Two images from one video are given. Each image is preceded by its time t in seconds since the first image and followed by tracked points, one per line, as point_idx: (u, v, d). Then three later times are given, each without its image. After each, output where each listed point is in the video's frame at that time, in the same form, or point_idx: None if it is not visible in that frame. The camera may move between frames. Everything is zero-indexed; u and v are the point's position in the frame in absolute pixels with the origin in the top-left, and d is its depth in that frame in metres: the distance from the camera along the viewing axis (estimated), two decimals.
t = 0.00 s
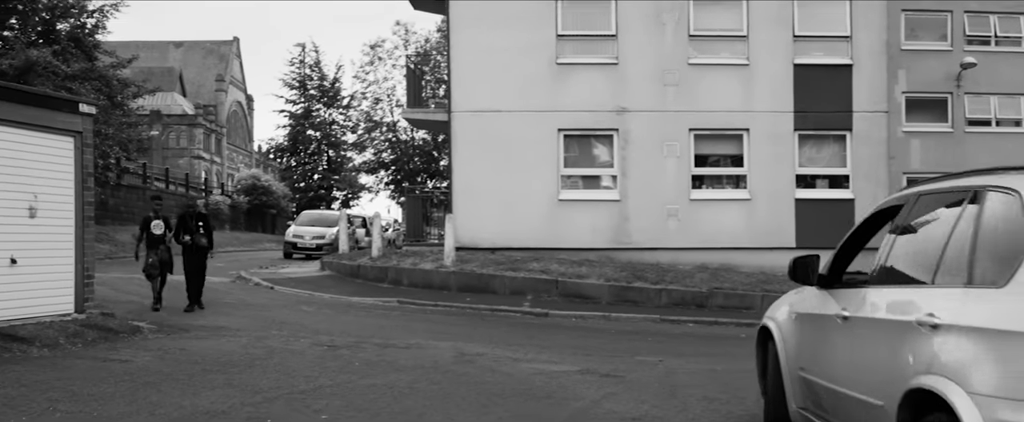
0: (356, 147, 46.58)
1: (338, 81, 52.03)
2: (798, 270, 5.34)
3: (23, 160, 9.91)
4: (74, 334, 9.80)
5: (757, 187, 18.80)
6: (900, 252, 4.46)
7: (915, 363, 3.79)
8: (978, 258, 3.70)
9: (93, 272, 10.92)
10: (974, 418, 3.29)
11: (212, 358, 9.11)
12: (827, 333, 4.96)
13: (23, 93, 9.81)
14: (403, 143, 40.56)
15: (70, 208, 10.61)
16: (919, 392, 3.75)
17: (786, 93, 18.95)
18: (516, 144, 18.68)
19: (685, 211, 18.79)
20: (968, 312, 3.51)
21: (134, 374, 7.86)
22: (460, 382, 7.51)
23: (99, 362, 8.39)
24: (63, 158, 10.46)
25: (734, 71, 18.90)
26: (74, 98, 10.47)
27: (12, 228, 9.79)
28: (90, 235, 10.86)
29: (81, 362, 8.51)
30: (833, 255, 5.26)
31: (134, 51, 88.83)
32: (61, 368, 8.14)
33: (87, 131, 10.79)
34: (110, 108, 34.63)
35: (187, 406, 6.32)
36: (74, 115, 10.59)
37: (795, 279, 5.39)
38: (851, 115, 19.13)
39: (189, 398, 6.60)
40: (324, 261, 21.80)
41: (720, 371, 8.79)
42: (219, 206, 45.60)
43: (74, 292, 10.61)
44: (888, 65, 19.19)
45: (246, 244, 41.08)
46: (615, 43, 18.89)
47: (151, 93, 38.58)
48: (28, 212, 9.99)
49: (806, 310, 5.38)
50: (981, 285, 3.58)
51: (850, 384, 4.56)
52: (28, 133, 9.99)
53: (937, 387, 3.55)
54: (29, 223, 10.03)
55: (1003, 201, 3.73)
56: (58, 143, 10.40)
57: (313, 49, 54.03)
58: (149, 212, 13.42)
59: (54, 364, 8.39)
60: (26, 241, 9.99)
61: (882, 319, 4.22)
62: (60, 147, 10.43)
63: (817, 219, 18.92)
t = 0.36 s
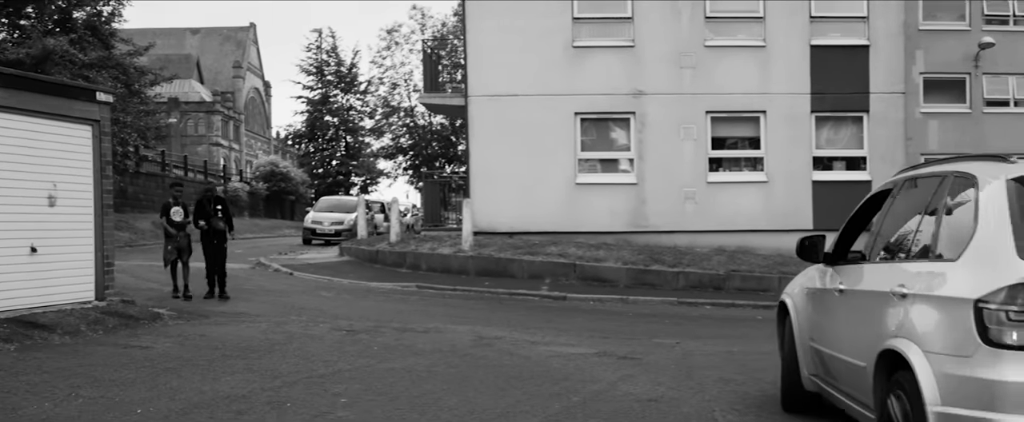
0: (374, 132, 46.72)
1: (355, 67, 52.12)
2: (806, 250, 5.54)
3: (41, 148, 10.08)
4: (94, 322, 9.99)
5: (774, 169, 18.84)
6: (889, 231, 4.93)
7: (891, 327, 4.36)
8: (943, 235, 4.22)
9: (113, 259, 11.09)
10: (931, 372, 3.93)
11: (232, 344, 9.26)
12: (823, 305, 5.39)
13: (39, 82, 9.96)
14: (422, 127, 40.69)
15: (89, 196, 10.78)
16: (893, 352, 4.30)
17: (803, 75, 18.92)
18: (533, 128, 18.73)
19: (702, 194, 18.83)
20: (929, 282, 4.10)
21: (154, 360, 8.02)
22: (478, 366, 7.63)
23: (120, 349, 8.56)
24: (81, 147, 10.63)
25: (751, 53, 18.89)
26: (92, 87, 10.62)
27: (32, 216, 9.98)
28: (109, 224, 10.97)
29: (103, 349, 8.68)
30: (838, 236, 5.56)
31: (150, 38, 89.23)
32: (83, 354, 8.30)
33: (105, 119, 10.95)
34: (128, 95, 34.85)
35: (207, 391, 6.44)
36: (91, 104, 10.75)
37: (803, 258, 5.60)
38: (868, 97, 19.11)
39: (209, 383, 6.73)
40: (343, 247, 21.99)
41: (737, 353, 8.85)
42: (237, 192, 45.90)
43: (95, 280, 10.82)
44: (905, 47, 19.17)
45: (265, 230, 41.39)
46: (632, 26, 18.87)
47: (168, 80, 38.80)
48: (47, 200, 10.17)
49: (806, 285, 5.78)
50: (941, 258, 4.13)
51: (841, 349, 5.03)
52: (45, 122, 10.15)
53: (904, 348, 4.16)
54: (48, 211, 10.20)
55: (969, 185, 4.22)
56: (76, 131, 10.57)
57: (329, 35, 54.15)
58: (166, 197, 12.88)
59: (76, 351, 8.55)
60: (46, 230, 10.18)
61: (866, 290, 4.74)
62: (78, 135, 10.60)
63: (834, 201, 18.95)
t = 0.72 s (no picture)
0: (389, 125, 46.86)
1: (370, 59, 52.19)
2: (813, 240, 5.68)
3: (57, 142, 10.23)
4: (111, 314, 10.14)
5: (788, 160, 18.84)
6: (886, 220, 5.06)
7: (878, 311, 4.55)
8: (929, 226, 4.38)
9: (129, 252, 11.27)
10: (912, 352, 4.10)
11: (248, 336, 9.41)
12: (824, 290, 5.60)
13: (55, 76, 10.11)
14: (437, 120, 40.82)
15: (105, 189, 10.93)
16: (880, 335, 4.49)
17: (817, 66, 18.92)
18: (547, 120, 18.78)
19: (716, 186, 18.86)
20: (913, 269, 4.27)
21: (170, 351, 8.16)
22: (492, 357, 7.73)
23: (137, 340, 8.70)
24: (97, 140, 10.78)
25: (765, 44, 18.87)
26: (107, 81, 10.75)
27: (49, 209, 10.13)
28: (125, 216, 11.17)
29: (120, 341, 8.83)
30: (844, 226, 5.65)
31: (166, 31, 89.71)
32: (101, 346, 8.45)
33: (120, 113, 11.10)
34: (144, 89, 35.11)
35: (223, 382, 6.56)
36: (106, 98, 10.89)
37: (813, 249, 5.73)
38: (883, 88, 19.04)
39: (225, 374, 6.85)
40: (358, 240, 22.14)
41: (750, 344, 8.91)
42: (253, 185, 46.17)
43: (111, 272, 10.98)
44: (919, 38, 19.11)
45: (281, 223, 41.66)
46: (646, 18, 18.88)
47: (183, 74, 39.06)
48: (63, 193, 10.32)
49: (813, 272, 5.97)
50: (925, 248, 4.30)
51: (837, 330, 5.25)
52: (61, 116, 10.30)
53: (889, 330, 4.33)
54: (65, 205, 10.36)
55: (954, 179, 4.36)
56: (92, 125, 10.73)
57: (344, 27, 54.34)
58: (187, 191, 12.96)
59: (94, 343, 8.71)
60: (64, 223, 10.33)
61: (859, 276, 4.95)
62: (93, 129, 10.74)
63: (849, 192, 18.95)
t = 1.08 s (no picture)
0: (397, 118, 46.90)
1: (378, 52, 52.27)
2: (817, 233, 5.74)
3: (66, 135, 10.30)
4: (120, 306, 10.21)
5: (796, 154, 18.81)
6: (886, 214, 5.11)
7: (874, 302, 4.62)
8: (925, 218, 4.40)
9: (138, 245, 11.34)
10: (907, 340, 4.11)
11: (256, 328, 9.47)
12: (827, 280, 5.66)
13: (65, 70, 10.18)
14: (445, 113, 40.81)
15: (114, 182, 11.00)
16: (876, 325, 4.55)
17: (825, 59, 18.89)
18: (555, 113, 18.79)
19: (724, 179, 18.85)
20: (909, 260, 4.30)
21: (179, 343, 8.23)
22: (499, 349, 7.76)
23: (146, 333, 8.77)
24: (106, 134, 10.85)
25: (773, 37, 18.84)
26: (116, 75, 10.82)
27: (59, 202, 10.21)
28: (134, 209, 11.24)
29: (129, 333, 8.90)
30: (848, 219, 5.67)
31: (174, 25, 89.87)
32: (111, 338, 8.52)
33: (129, 107, 11.17)
34: (152, 83, 35.21)
35: (232, 373, 6.61)
36: (115, 91, 10.96)
37: (817, 241, 5.80)
38: (890, 81, 19.03)
39: (233, 366, 6.90)
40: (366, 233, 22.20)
41: (756, 337, 8.93)
42: (261, 179, 46.29)
43: (120, 265, 11.06)
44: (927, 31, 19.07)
45: (289, 216, 41.79)
46: (653, 11, 18.88)
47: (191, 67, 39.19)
48: (73, 187, 10.39)
49: (819, 264, 5.99)
50: (920, 241, 4.33)
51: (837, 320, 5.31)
52: (70, 109, 10.37)
53: (885, 319, 4.37)
54: (74, 198, 10.43)
55: (949, 174, 4.39)
56: (101, 119, 10.80)
57: (352, 20, 54.42)
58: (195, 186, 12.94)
59: (103, 335, 8.78)
60: (73, 216, 10.41)
61: (859, 268, 5.00)
62: (102, 122, 10.81)
63: (856, 185, 18.93)
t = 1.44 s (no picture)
0: (403, 114, 46.92)
1: (384, 48, 52.32)
2: (820, 230, 5.78)
3: (72, 130, 10.36)
4: (127, 301, 10.27)
5: (801, 151, 18.81)
6: (888, 210, 5.14)
7: (874, 299, 4.65)
8: (925, 217, 4.43)
9: (144, 240, 11.41)
10: (906, 339, 4.14)
11: (262, 323, 9.53)
12: (829, 276, 5.69)
13: (71, 66, 10.23)
14: (451, 109, 40.82)
15: (121, 177, 11.06)
16: (876, 323, 4.58)
17: (830, 57, 18.89)
18: (560, 110, 18.80)
19: (729, 176, 18.86)
20: (909, 258, 4.33)
21: (186, 338, 8.29)
22: (504, 344, 7.81)
23: (153, 327, 8.83)
24: (112, 129, 10.91)
25: (779, 35, 18.83)
26: (122, 70, 10.87)
27: (66, 197, 10.28)
28: (140, 205, 11.30)
29: (135, 327, 8.96)
30: (850, 217, 5.71)
31: (180, 20, 90.03)
32: (118, 332, 8.58)
33: (135, 102, 11.22)
34: (158, 78, 35.31)
35: (238, 367, 6.66)
36: (122, 87, 11.02)
37: (819, 237, 5.84)
38: (896, 79, 19.01)
39: (239, 360, 6.95)
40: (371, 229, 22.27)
41: (760, 333, 8.97)
42: (267, 174, 46.37)
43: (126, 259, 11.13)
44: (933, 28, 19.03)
45: (295, 212, 41.90)
46: (659, 9, 18.89)
47: (197, 63, 39.27)
48: (79, 182, 10.45)
49: (821, 260, 6.02)
50: (920, 239, 4.36)
51: (839, 316, 5.35)
52: (77, 105, 10.42)
53: (884, 317, 4.40)
54: (81, 193, 10.49)
55: (949, 173, 4.41)
56: (108, 114, 10.86)
57: (359, 16, 54.45)
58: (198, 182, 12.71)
59: (110, 329, 8.84)
60: (79, 211, 10.46)
61: (860, 265, 5.03)
62: (108, 118, 10.87)
63: (862, 183, 18.92)
